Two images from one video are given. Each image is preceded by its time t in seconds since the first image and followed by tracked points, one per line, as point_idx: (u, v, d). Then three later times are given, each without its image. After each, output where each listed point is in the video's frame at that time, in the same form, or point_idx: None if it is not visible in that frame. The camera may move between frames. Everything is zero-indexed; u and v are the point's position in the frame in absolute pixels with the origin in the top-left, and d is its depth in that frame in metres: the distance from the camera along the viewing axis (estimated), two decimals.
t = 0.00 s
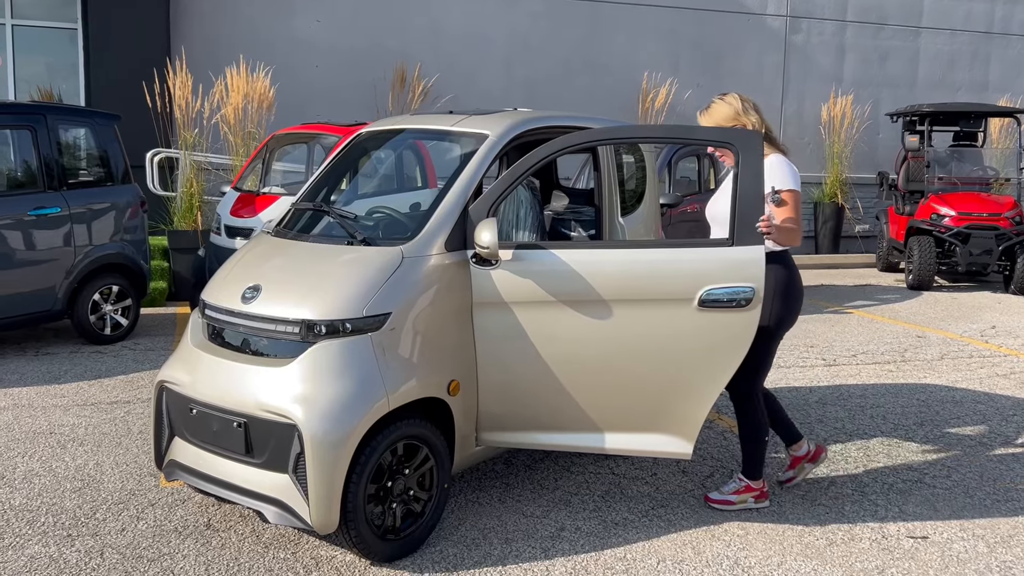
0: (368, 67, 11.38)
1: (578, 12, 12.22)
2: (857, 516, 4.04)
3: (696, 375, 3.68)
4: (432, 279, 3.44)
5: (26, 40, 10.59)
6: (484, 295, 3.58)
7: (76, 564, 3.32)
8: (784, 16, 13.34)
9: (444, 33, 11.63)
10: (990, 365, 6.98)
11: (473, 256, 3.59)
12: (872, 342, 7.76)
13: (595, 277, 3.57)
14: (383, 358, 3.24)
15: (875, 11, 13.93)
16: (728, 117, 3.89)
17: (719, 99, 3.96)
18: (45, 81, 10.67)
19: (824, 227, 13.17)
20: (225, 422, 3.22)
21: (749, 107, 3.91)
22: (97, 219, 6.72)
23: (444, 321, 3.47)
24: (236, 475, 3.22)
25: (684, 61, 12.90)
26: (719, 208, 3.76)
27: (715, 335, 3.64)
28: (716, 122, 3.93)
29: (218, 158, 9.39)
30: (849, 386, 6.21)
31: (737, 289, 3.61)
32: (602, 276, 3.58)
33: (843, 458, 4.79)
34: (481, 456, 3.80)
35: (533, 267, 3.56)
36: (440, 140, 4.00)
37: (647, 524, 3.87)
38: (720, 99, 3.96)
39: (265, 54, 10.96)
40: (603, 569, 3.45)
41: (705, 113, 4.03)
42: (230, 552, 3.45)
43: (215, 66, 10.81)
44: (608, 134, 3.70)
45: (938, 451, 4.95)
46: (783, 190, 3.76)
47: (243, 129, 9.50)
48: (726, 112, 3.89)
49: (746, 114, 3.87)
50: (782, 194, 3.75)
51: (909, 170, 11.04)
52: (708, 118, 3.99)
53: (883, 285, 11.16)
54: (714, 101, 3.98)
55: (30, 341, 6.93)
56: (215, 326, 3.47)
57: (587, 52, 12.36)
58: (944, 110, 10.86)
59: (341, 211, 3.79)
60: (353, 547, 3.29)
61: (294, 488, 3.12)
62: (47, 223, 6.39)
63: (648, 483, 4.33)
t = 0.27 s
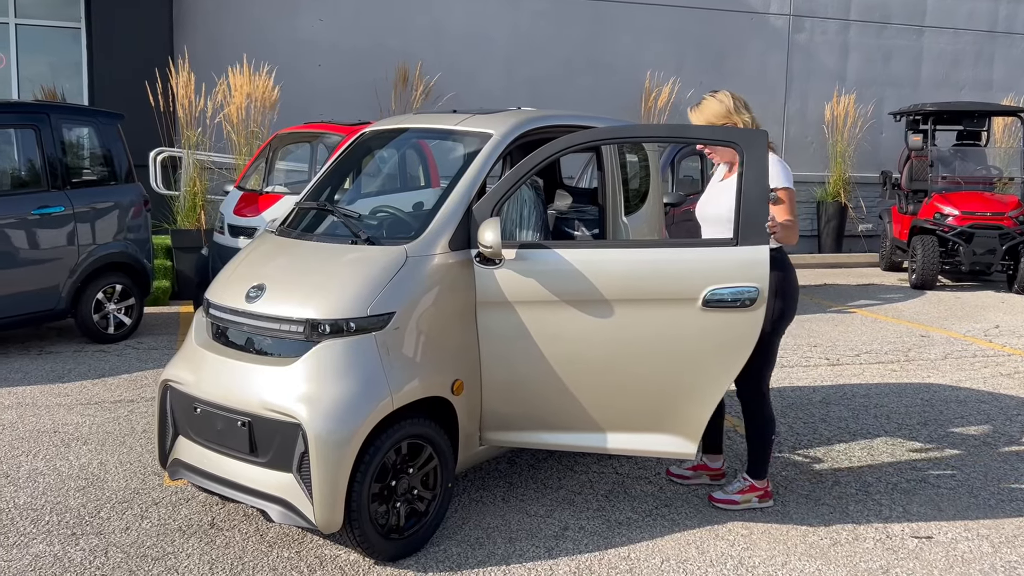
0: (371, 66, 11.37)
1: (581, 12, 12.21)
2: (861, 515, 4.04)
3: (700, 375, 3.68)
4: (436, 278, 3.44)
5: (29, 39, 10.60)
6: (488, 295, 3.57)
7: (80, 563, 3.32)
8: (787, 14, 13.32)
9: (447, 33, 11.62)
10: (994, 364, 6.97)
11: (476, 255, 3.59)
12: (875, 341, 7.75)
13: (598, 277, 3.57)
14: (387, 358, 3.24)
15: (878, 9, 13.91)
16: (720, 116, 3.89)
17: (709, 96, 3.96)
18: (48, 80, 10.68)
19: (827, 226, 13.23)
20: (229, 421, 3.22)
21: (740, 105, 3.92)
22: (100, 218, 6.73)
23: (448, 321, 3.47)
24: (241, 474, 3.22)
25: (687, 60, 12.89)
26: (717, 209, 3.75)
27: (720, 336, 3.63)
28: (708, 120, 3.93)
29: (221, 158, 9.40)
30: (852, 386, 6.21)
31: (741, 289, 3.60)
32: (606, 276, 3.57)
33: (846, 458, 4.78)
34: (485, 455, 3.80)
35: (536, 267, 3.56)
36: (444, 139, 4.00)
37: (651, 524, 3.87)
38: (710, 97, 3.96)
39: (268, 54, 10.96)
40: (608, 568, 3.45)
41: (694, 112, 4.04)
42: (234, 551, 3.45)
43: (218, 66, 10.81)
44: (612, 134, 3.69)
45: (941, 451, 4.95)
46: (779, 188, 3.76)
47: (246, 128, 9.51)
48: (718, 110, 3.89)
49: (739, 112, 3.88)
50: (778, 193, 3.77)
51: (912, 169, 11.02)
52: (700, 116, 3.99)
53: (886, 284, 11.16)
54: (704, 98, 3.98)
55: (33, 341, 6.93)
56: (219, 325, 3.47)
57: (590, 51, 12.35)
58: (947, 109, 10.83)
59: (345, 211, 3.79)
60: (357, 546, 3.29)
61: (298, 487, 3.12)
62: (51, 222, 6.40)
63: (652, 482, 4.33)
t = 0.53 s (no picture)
0: (374, 66, 11.38)
1: (585, 11, 12.21)
2: (865, 516, 4.04)
3: (703, 375, 3.67)
4: (440, 278, 3.45)
5: (34, 39, 10.63)
6: (492, 294, 3.58)
7: (85, 562, 3.33)
8: (791, 14, 13.31)
9: (450, 32, 11.63)
10: (998, 364, 6.96)
11: (481, 255, 3.59)
12: (879, 341, 7.74)
13: (602, 277, 3.57)
14: (391, 357, 3.25)
15: (883, 9, 13.89)
16: (706, 114, 3.99)
17: (695, 94, 4.06)
18: (53, 80, 10.71)
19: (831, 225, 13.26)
20: (234, 420, 3.22)
21: (725, 105, 4.03)
22: (105, 218, 6.74)
23: (452, 320, 3.47)
24: (245, 473, 3.23)
25: (691, 59, 12.88)
26: (698, 205, 3.83)
27: (724, 336, 3.63)
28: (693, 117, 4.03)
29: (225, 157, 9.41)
30: (857, 386, 6.20)
31: (746, 289, 3.60)
32: (610, 275, 3.58)
33: (851, 458, 4.78)
34: (489, 454, 3.80)
35: (541, 267, 3.56)
36: (448, 139, 4.00)
37: (655, 523, 3.87)
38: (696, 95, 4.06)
39: (272, 53, 10.98)
40: (611, 568, 3.45)
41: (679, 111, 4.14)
42: (239, 549, 3.46)
43: (222, 65, 10.83)
44: (616, 134, 3.69)
45: (946, 451, 4.94)
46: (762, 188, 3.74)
47: (250, 127, 9.52)
48: (705, 107, 3.98)
49: (726, 112, 3.98)
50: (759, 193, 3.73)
51: (917, 169, 11.00)
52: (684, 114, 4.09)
53: (890, 284, 11.14)
54: (692, 96, 4.07)
55: (38, 340, 6.95)
56: (224, 324, 3.48)
57: (594, 50, 12.35)
58: (952, 108, 10.82)
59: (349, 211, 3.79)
60: (361, 546, 3.30)
61: (303, 486, 3.13)
62: (56, 221, 6.42)
63: (656, 481, 4.33)
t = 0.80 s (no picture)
0: (379, 65, 11.39)
1: (589, 11, 12.21)
2: (870, 516, 4.04)
3: (708, 375, 3.67)
4: (445, 278, 3.45)
5: (40, 39, 10.65)
6: (497, 294, 3.58)
7: (92, 561, 3.34)
8: (797, 14, 13.29)
9: (455, 32, 11.63)
10: (1003, 365, 6.94)
11: (486, 255, 3.59)
12: (884, 342, 7.72)
13: (607, 277, 3.57)
14: (396, 357, 3.25)
15: (888, 9, 13.86)
16: (695, 115, 4.10)
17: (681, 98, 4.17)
18: (58, 79, 10.73)
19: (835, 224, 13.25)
20: (239, 420, 3.23)
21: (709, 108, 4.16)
22: (111, 217, 6.75)
23: (457, 320, 3.47)
24: (251, 472, 3.23)
25: (695, 59, 12.86)
26: (683, 204, 3.88)
27: (729, 336, 3.63)
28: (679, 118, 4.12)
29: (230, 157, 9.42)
30: (862, 387, 6.19)
31: (751, 290, 3.60)
32: (615, 275, 3.57)
33: (856, 459, 4.77)
34: (494, 454, 3.81)
35: (547, 267, 3.56)
36: (453, 139, 4.00)
37: (660, 524, 3.87)
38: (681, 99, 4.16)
39: (276, 53, 10.99)
40: (616, 568, 3.45)
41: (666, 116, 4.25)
42: (244, 549, 3.47)
43: (227, 65, 10.85)
44: (621, 134, 3.69)
45: (951, 452, 4.92)
46: (743, 188, 3.69)
47: (255, 127, 9.53)
48: (692, 108, 4.09)
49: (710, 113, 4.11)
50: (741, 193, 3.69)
51: (922, 169, 10.98)
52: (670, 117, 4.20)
53: (895, 285, 11.13)
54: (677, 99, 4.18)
55: (44, 339, 6.97)
56: (230, 324, 3.48)
57: (599, 50, 12.35)
58: (957, 108, 10.78)
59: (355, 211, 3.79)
60: (366, 545, 3.30)
61: (308, 486, 3.14)
62: (62, 221, 6.43)
63: (661, 482, 4.33)
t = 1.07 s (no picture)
0: (384, 65, 11.40)
1: (594, 11, 12.20)
2: (876, 517, 4.03)
3: (713, 376, 3.67)
4: (451, 278, 3.45)
5: (46, 39, 10.68)
6: (502, 294, 3.58)
7: (98, 560, 3.35)
8: (802, 14, 13.27)
9: (460, 32, 11.64)
10: (1010, 366, 6.93)
11: (491, 255, 3.59)
12: (889, 342, 7.71)
13: (612, 277, 3.57)
14: (402, 357, 3.25)
15: (894, 9, 13.83)
16: (688, 115, 4.10)
17: (671, 98, 4.17)
18: (64, 79, 10.76)
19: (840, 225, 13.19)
20: (245, 419, 3.23)
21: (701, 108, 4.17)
22: (116, 217, 6.77)
23: (463, 320, 3.47)
24: (257, 472, 3.24)
25: (700, 59, 12.85)
26: (675, 204, 3.98)
27: (734, 337, 3.63)
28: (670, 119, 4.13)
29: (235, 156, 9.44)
30: (867, 388, 6.17)
31: (756, 290, 3.59)
32: (620, 276, 3.57)
33: (862, 460, 4.76)
34: (499, 454, 3.81)
35: (552, 267, 3.56)
36: (458, 139, 4.00)
37: (665, 524, 3.86)
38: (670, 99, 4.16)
39: (282, 53, 11.00)
40: (621, 568, 3.45)
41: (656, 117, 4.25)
42: (249, 548, 3.48)
43: (232, 65, 10.86)
44: (626, 134, 3.69)
45: (957, 453, 4.91)
46: (733, 188, 3.80)
47: (260, 127, 9.55)
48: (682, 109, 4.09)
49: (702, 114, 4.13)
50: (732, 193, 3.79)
51: (927, 169, 10.96)
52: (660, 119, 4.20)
53: (901, 285, 11.10)
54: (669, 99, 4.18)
55: (50, 338, 6.99)
56: (236, 324, 3.49)
57: (604, 50, 12.34)
58: (963, 108, 10.75)
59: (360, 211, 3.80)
60: (371, 545, 3.30)
61: (314, 486, 3.14)
62: (67, 220, 6.45)
63: (665, 482, 4.32)
